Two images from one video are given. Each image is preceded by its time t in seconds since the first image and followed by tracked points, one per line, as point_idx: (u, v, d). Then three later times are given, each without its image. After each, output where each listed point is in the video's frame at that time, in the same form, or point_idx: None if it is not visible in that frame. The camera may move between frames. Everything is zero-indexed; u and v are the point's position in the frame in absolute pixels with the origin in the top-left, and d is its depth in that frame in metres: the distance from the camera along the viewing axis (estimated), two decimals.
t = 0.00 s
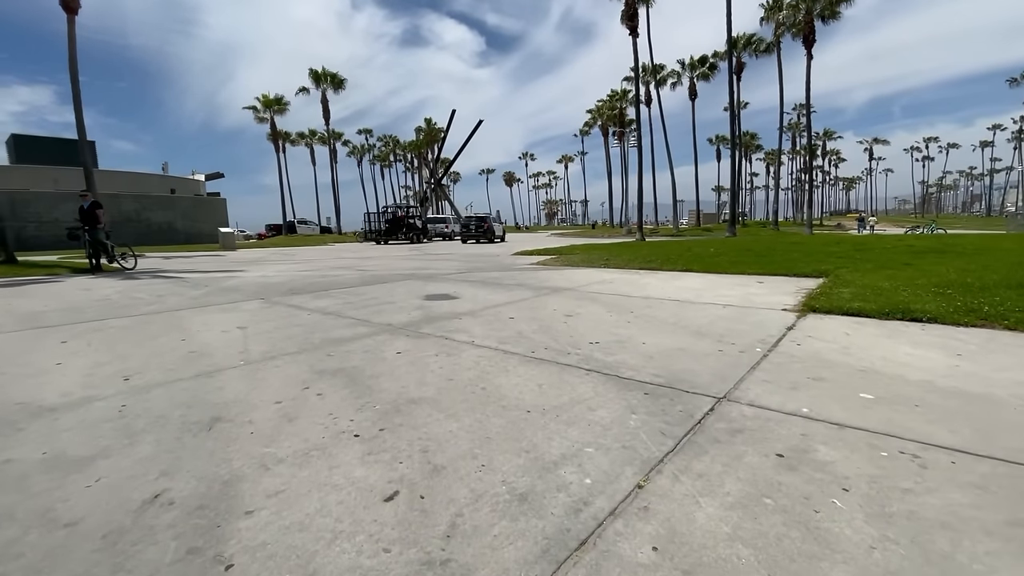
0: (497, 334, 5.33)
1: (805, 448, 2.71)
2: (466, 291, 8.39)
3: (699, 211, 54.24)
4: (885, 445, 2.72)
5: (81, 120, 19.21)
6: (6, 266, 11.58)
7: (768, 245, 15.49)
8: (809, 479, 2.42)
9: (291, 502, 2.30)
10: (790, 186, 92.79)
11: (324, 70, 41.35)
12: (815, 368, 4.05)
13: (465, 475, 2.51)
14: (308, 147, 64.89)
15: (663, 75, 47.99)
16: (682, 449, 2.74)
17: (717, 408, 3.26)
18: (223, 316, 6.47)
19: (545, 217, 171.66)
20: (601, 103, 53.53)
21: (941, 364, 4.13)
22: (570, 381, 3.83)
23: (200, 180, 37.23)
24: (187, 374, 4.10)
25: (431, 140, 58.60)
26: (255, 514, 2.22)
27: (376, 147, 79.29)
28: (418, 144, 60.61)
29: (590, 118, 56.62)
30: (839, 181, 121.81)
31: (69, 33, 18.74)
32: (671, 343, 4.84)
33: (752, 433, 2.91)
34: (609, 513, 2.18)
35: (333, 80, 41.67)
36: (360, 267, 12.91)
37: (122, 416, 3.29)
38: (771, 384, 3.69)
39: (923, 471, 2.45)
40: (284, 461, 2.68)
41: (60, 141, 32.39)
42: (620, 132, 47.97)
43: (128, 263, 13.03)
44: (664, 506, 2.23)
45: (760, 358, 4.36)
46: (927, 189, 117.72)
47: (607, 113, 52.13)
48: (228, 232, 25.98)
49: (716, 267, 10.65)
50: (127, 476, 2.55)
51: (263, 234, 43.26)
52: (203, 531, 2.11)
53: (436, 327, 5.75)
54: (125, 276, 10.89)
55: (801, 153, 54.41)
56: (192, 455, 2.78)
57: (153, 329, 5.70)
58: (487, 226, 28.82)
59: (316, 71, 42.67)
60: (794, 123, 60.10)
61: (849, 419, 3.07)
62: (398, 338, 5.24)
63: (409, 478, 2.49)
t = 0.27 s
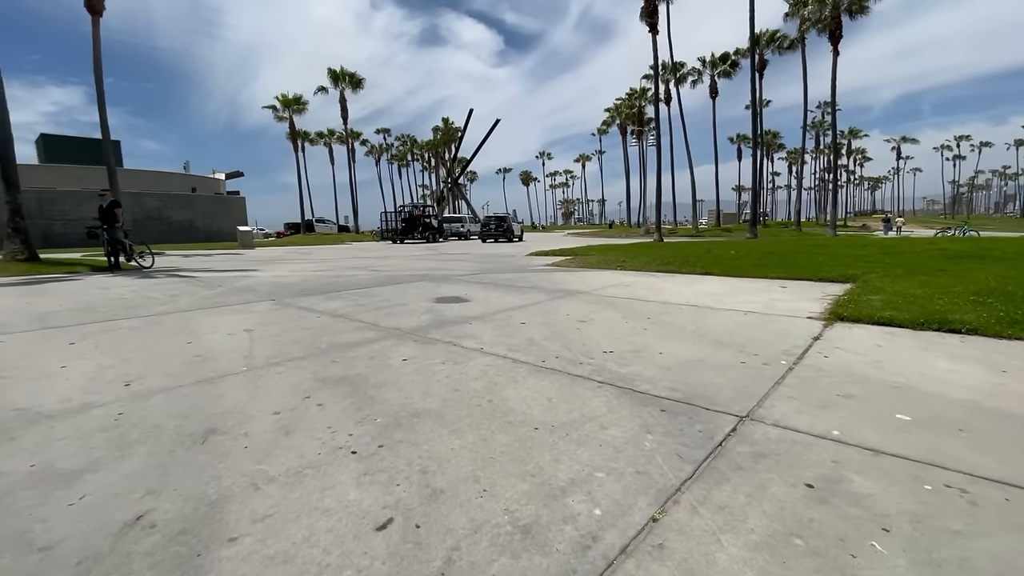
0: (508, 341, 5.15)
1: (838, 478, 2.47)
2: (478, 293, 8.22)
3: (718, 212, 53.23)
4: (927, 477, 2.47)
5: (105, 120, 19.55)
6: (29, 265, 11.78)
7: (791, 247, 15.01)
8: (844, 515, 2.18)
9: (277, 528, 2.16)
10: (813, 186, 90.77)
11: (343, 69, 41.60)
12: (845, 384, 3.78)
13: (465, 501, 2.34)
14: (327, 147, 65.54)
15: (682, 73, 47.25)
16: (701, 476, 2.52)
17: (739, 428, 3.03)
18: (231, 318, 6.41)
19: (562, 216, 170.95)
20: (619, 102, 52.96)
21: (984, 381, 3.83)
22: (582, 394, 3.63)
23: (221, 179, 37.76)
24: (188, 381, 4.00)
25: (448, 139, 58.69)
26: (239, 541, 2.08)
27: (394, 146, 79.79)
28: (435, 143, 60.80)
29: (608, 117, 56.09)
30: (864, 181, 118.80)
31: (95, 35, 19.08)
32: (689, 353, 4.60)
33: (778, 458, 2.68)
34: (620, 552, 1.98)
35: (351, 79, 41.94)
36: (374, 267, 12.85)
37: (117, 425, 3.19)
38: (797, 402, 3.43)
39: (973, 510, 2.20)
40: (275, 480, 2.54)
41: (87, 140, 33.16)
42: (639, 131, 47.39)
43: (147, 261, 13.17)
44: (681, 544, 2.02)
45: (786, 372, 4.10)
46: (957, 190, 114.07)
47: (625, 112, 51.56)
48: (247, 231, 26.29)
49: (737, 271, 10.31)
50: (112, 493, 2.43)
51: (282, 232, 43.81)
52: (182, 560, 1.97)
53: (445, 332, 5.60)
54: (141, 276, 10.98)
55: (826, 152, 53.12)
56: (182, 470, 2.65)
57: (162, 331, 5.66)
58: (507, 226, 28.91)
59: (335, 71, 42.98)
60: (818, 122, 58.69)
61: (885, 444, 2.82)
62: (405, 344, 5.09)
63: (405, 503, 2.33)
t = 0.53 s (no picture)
0: (513, 344, 4.99)
1: (865, 504, 2.26)
2: (485, 294, 8.07)
3: (733, 212, 52.53)
4: (964, 504, 2.26)
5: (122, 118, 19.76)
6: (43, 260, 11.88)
7: (809, 249, 14.62)
8: (873, 547, 1.99)
9: (258, 547, 2.02)
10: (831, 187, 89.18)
11: (357, 68, 41.78)
12: (870, 396, 3.55)
13: (459, 520, 2.19)
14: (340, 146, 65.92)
15: (698, 72, 46.63)
16: (715, 498, 2.34)
17: (756, 444, 2.83)
18: (235, 317, 6.33)
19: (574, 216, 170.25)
20: (634, 101, 52.47)
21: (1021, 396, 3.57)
22: (588, 404, 3.45)
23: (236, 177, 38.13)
24: (184, 382, 3.91)
25: (461, 138, 58.68)
26: (216, 561, 1.95)
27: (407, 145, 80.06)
28: (447, 142, 60.83)
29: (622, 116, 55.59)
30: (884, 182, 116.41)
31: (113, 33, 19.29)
32: (703, 360, 4.40)
33: (799, 479, 2.48)
34: None
35: (365, 78, 42.05)
36: (383, 266, 12.77)
37: (107, 429, 3.09)
38: (818, 416, 3.22)
39: (1017, 544, 1.99)
40: (261, 492, 2.41)
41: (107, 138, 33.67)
42: (653, 130, 46.87)
43: (158, 258, 13.24)
44: None
45: (805, 382, 3.88)
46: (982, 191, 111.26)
47: (640, 111, 51.06)
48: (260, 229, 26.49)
49: (753, 273, 10.02)
50: (91, 503, 2.32)
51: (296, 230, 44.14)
52: None
53: (450, 334, 5.45)
54: (152, 272, 11.01)
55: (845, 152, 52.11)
56: (166, 479, 2.53)
57: (164, 329, 5.60)
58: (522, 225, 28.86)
59: (349, 70, 43.10)
60: (838, 121, 57.57)
61: (916, 465, 2.60)
62: (408, 346, 4.96)
63: (395, 521, 2.18)
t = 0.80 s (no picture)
0: (516, 347, 4.77)
1: (903, 535, 2.02)
2: (490, 294, 7.85)
3: (744, 213, 51.67)
4: (1016, 537, 2.00)
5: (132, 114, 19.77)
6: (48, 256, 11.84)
7: (824, 251, 14.24)
8: None
9: (224, 573, 1.83)
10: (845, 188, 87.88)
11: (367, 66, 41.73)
12: (898, 409, 3.29)
13: (447, 546, 1.98)
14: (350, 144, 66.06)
15: (711, 71, 46.06)
16: (733, 524, 2.10)
17: (776, 462, 2.59)
18: (233, 314, 6.18)
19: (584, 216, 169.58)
20: (646, 100, 51.97)
21: None
22: (594, 413, 3.23)
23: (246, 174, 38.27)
24: (171, 383, 3.74)
25: (470, 137, 58.53)
26: None
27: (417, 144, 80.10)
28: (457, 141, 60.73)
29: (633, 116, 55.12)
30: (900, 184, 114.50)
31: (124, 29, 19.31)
32: (716, 367, 4.15)
33: (825, 503, 2.24)
34: None
35: (375, 76, 41.98)
36: (388, 264, 12.61)
37: (82, 433, 2.91)
38: (844, 431, 2.96)
39: None
40: (235, 508, 2.22)
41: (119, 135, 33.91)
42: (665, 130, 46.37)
43: (164, 254, 13.17)
44: None
45: (828, 392, 3.62)
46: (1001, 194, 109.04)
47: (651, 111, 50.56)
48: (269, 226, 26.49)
49: (767, 275, 9.71)
50: (51, 517, 2.14)
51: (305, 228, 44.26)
52: None
53: (451, 335, 5.25)
54: (157, 268, 10.93)
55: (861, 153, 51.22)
56: (135, 491, 2.35)
57: (159, 327, 5.45)
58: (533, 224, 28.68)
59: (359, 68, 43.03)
60: (853, 122, 56.63)
61: (957, 489, 2.34)
62: (407, 348, 4.76)
63: (377, 545, 1.97)
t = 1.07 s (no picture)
0: (511, 356, 4.51)
1: None
2: (486, 297, 7.59)
3: (746, 215, 51.39)
4: None
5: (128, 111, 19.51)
6: (37, 254, 11.58)
7: (829, 255, 13.97)
8: None
9: None
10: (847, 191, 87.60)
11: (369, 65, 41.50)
12: (923, 431, 3.02)
13: None
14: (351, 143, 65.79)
15: (714, 72, 45.80)
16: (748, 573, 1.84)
17: (794, 494, 2.33)
18: (217, 318, 5.92)
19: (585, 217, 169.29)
20: (648, 101, 51.72)
21: None
22: (592, 433, 2.97)
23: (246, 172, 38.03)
24: (138, 395, 3.48)
25: (472, 137, 58.33)
26: None
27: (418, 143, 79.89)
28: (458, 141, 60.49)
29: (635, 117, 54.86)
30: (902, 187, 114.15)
31: (121, 24, 19.07)
32: (723, 380, 3.88)
33: (853, 547, 1.97)
34: None
35: (376, 75, 41.76)
36: (384, 265, 12.35)
37: (29, 453, 2.65)
38: (865, 456, 2.70)
39: None
40: (184, 547, 1.96)
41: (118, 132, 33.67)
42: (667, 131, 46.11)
43: (156, 253, 12.91)
44: None
45: (844, 410, 3.35)
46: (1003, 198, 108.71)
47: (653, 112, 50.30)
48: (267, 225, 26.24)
49: (772, 280, 9.45)
50: None
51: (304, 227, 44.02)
52: None
53: (443, 342, 4.99)
54: (146, 267, 10.68)
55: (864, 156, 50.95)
56: (75, 525, 2.08)
57: (137, 331, 5.19)
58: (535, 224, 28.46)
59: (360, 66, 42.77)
60: (856, 124, 56.37)
61: (1001, 530, 2.08)
62: (395, 356, 4.50)
63: None
